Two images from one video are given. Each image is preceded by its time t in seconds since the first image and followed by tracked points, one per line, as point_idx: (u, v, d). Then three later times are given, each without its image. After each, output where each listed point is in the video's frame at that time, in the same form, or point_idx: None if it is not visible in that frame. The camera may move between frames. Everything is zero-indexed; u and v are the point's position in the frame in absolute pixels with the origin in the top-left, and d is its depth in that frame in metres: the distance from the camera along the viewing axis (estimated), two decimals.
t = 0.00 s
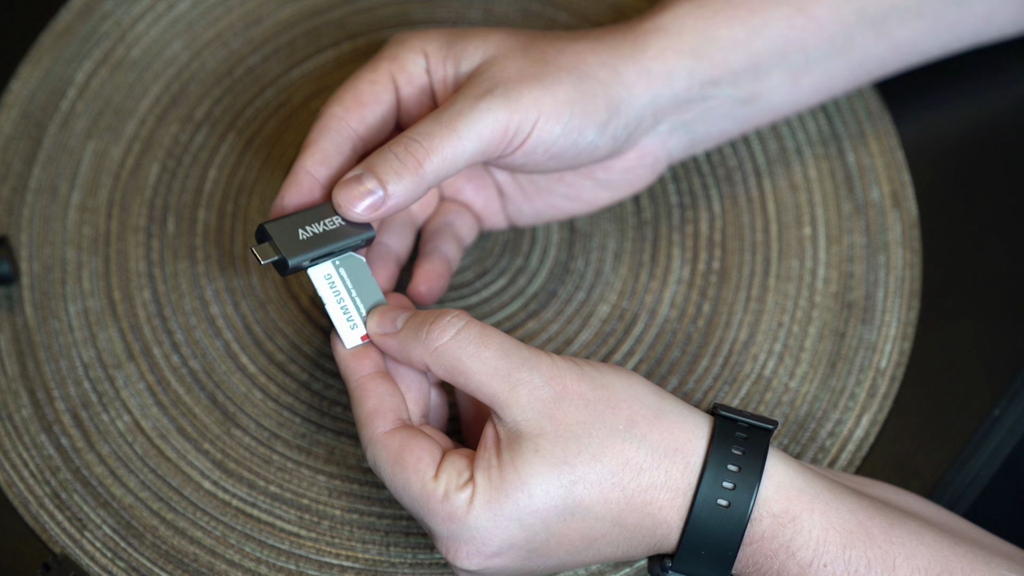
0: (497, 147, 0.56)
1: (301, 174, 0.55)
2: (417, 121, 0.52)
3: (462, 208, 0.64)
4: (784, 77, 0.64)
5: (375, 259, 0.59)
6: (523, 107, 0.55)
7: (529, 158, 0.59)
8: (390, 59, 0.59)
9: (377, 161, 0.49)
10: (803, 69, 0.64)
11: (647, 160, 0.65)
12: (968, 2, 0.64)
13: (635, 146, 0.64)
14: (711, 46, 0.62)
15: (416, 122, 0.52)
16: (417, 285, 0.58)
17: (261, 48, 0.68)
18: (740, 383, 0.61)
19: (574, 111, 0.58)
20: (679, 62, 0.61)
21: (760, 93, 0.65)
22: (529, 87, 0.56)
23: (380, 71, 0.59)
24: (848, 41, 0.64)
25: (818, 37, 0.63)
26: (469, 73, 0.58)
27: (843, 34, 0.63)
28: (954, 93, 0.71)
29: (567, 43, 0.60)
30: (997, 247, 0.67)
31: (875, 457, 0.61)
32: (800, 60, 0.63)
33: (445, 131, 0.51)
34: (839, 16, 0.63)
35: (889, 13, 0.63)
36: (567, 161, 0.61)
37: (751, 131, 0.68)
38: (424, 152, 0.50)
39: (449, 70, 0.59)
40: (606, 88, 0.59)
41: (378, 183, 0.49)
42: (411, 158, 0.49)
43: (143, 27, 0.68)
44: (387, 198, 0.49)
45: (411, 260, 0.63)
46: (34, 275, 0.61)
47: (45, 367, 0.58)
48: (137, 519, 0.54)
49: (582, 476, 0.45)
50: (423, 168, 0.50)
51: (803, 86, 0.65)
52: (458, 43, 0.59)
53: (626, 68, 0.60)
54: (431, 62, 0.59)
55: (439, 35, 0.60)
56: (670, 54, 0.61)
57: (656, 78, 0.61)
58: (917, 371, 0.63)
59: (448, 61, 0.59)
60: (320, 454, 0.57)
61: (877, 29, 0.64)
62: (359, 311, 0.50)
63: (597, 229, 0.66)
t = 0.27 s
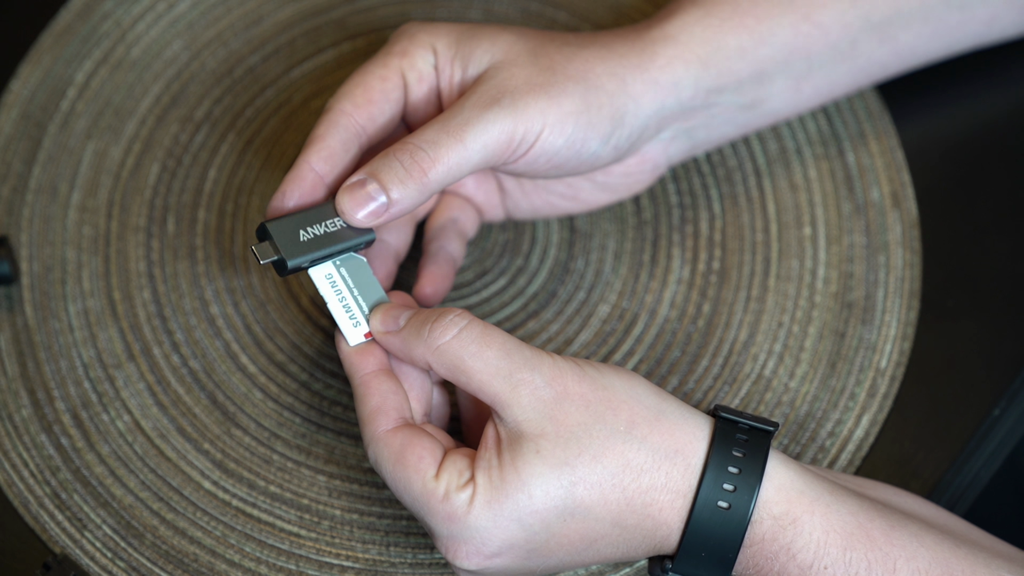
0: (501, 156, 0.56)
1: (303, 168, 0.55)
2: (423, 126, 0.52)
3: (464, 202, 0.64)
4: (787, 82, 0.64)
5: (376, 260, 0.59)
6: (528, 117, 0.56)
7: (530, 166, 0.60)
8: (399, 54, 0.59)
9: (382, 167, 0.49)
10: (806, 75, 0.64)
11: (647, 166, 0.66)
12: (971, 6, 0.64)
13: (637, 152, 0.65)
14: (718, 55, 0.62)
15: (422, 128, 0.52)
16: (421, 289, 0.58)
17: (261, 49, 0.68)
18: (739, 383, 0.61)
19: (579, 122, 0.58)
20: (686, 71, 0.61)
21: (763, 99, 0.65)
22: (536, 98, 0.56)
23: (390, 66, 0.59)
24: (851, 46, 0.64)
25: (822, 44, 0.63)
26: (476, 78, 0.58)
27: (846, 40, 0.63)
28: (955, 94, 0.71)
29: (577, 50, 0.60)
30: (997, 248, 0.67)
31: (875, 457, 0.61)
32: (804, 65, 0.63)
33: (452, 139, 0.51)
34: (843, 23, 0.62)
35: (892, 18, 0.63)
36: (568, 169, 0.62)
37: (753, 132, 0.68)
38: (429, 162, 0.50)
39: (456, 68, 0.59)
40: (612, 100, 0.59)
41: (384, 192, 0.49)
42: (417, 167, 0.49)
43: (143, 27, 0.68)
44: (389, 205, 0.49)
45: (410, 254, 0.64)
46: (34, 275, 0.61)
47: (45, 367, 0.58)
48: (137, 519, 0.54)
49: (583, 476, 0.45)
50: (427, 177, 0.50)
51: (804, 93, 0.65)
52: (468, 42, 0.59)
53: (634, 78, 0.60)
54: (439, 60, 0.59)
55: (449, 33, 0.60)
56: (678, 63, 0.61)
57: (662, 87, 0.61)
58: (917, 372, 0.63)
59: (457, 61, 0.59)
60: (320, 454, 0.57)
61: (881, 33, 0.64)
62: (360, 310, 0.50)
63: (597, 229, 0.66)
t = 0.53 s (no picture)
0: (501, 155, 0.56)
1: (303, 166, 0.55)
2: (424, 124, 0.52)
3: (465, 200, 0.64)
4: (786, 81, 0.64)
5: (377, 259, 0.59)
6: (528, 116, 0.56)
7: (530, 164, 0.60)
8: (400, 52, 0.59)
9: (382, 166, 0.49)
10: (805, 74, 0.64)
11: (645, 164, 0.66)
12: (971, 6, 0.64)
13: (635, 151, 0.65)
14: (718, 54, 0.62)
15: (423, 126, 0.51)
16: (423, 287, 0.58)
17: (261, 49, 0.68)
18: (740, 383, 0.61)
19: (579, 120, 0.58)
20: (685, 70, 0.61)
21: (762, 97, 0.65)
22: (536, 97, 0.56)
23: (391, 64, 0.59)
24: (851, 46, 0.64)
25: (821, 44, 0.63)
26: (475, 75, 0.58)
27: (846, 40, 0.63)
28: (955, 94, 0.71)
29: (577, 48, 0.60)
30: (997, 248, 0.67)
31: (875, 457, 0.61)
32: (803, 65, 0.63)
33: (452, 138, 0.51)
34: (843, 23, 0.62)
35: (891, 18, 0.63)
36: (567, 167, 0.62)
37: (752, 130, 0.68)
38: (430, 160, 0.50)
39: (456, 66, 0.59)
40: (611, 98, 0.59)
41: (384, 191, 0.49)
42: (417, 166, 0.49)
43: (143, 27, 0.68)
44: (390, 205, 0.50)
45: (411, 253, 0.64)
46: (34, 275, 0.61)
47: (45, 368, 0.58)
48: (137, 519, 0.54)
49: (582, 476, 0.45)
50: (427, 176, 0.50)
51: (804, 90, 0.65)
52: (468, 39, 0.59)
53: (634, 78, 0.60)
54: (439, 57, 0.59)
55: (449, 30, 0.60)
56: (677, 62, 0.61)
57: (661, 86, 0.61)
58: (917, 372, 0.63)
59: (456, 59, 0.59)
60: (320, 454, 0.57)
61: (881, 33, 0.64)
62: (363, 308, 0.50)
63: (597, 229, 0.66)
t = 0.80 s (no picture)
0: (502, 162, 0.56)
1: (308, 175, 0.55)
2: (426, 132, 0.52)
3: (466, 203, 0.63)
4: (785, 84, 0.64)
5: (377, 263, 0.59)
6: (529, 124, 0.56)
7: (530, 170, 0.60)
8: (401, 57, 0.59)
9: (385, 177, 0.49)
10: (804, 75, 0.64)
11: (644, 168, 0.66)
12: (971, 7, 0.64)
13: (634, 154, 0.65)
14: (718, 58, 0.62)
15: (425, 134, 0.52)
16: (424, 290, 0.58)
17: (261, 48, 0.68)
18: (740, 383, 0.61)
19: (579, 126, 0.58)
20: (685, 75, 0.61)
21: (761, 99, 0.65)
22: (536, 104, 0.56)
23: (392, 69, 0.59)
24: (850, 47, 0.64)
25: (820, 47, 0.63)
26: (475, 82, 0.58)
27: (845, 42, 0.63)
28: (955, 94, 0.71)
29: (577, 54, 0.60)
30: (997, 248, 0.67)
31: (875, 458, 0.61)
32: (803, 67, 0.63)
33: (454, 146, 0.51)
34: (842, 25, 0.62)
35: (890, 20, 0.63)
36: (566, 174, 0.62)
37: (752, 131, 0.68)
38: (432, 171, 0.50)
39: (457, 72, 0.59)
40: (611, 104, 0.59)
41: (386, 201, 0.49)
42: (420, 177, 0.50)
43: (143, 27, 0.68)
44: (392, 215, 0.50)
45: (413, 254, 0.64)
46: (34, 275, 0.61)
47: (45, 367, 0.58)
48: (137, 519, 0.54)
49: (581, 475, 0.45)
50: (431, 185, 0.50)
51: (802, 93, 0.65)
52: (468, 45, 0.59)
53: (633, 83, 0.60)
54: (440, 62, 0.59)
55: (450, 35, 0.60)
56: (676, 66, 0.61)
57: (661, 91, 0.61)
58: (918, 371, 0.63)
59: (457, 64, 0.59)
60: (320, 454, 0.57)
61: (880, 35, 0.64)
62: (363, 306, 0.50)
63: (597, 229, 0.66)
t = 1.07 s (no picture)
0: (504, 168, 0.56)
1: (311, 176, 0.55)
2: (428, 138, 0.51)
3: (468, 205, 0.63)
4: (786, 87, 0.64)
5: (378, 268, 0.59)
6: (531, 130, 0.56)
7: (531, 175, 0.60)
8: (407, 59, 0.59)
9: (387, 182, 0.49)
10: (805, 80, 0.64)
11: (644, 172, 0.65)
12: (971, 10, 0.64)
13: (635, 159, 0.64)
14: (722, 65, 0.62)
15: (427, 139, 0.51)
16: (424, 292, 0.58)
17: (261, 48, 0.68)
18: (740, 383, 0.61)
19: (582, 133, 0.58)
20: (687, 80, 0.61)
21: (761, 104, 0.65)
22: (539, 110, 0.56)
23: (398, 72, 0.58)
24: (851, 51, 0.64)
25: (822, 51, 0.63)
26: (478, 88, 0.58)
27: (846, 46, 0.63)
28: (955, 94, 0.71)
29: (581, 59, 0.60)
30: (996, 248, 0.67)
31: (875, 457, 0.61)
32: (804, 71, 0.63)
33: (456, 152, 0.51)
34: (843, 28, 0.62)
35: (891, 25, 0.63)
36: (566, 178, 0.62)
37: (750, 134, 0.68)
38: (434, 176, 0.50)
39: (462, 74, 0.59)
40: (614, 110, 0.59)
41: (388, 206, 0.49)
42: (422, 183, 0.50)
43: (143, 27, 0.68)
44: (394, 220, 0.50)
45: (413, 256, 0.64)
46: (34, 274, 0.61)
47: (45, 367, 0.58)
48: (137, 519, 0.54)
49: (583, 476, 0.45)
50: (432, 191, 0.50)
51: (802, 96, 0.65)
52: (473, 48, 0.59)
53: (636, 89, 0.60)
54: (445, 64, 0.59)
55: (455, 37, 0.60)
56: (679, 72, 0.61)
57: (663, 97, 0.61)
58: (917, 372, 0.63)
59: (463, 67, 0.59)
60: (320, 454, 0.57)
61: (881, 37, 0.64)
62: (355, 306, 0.50)
63: (597, 229, 0.66)
